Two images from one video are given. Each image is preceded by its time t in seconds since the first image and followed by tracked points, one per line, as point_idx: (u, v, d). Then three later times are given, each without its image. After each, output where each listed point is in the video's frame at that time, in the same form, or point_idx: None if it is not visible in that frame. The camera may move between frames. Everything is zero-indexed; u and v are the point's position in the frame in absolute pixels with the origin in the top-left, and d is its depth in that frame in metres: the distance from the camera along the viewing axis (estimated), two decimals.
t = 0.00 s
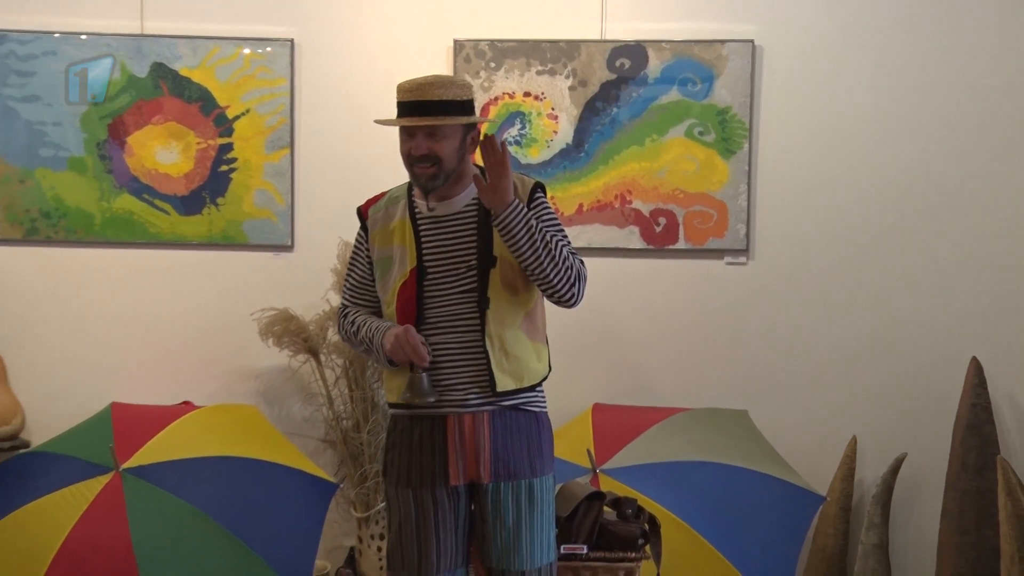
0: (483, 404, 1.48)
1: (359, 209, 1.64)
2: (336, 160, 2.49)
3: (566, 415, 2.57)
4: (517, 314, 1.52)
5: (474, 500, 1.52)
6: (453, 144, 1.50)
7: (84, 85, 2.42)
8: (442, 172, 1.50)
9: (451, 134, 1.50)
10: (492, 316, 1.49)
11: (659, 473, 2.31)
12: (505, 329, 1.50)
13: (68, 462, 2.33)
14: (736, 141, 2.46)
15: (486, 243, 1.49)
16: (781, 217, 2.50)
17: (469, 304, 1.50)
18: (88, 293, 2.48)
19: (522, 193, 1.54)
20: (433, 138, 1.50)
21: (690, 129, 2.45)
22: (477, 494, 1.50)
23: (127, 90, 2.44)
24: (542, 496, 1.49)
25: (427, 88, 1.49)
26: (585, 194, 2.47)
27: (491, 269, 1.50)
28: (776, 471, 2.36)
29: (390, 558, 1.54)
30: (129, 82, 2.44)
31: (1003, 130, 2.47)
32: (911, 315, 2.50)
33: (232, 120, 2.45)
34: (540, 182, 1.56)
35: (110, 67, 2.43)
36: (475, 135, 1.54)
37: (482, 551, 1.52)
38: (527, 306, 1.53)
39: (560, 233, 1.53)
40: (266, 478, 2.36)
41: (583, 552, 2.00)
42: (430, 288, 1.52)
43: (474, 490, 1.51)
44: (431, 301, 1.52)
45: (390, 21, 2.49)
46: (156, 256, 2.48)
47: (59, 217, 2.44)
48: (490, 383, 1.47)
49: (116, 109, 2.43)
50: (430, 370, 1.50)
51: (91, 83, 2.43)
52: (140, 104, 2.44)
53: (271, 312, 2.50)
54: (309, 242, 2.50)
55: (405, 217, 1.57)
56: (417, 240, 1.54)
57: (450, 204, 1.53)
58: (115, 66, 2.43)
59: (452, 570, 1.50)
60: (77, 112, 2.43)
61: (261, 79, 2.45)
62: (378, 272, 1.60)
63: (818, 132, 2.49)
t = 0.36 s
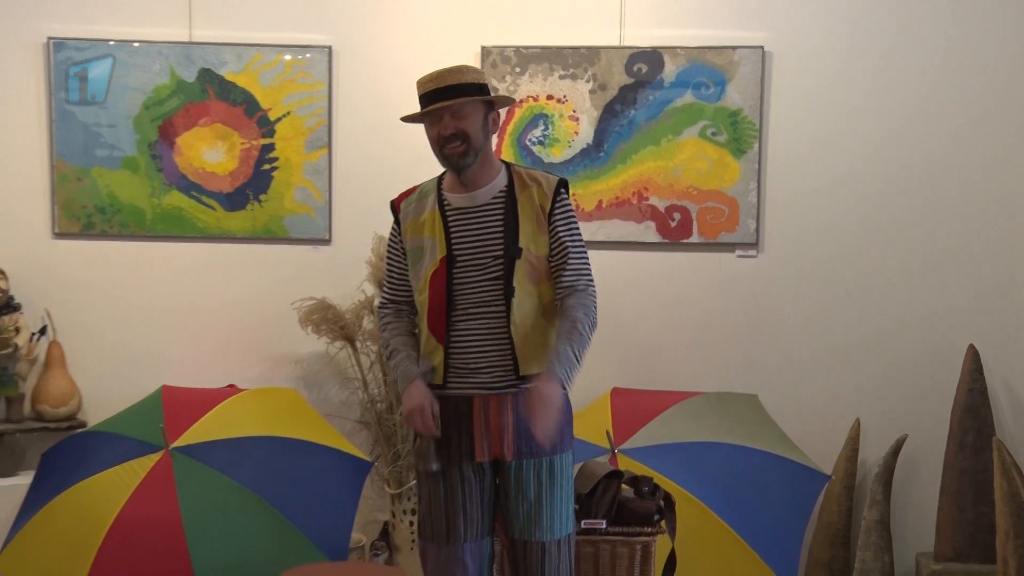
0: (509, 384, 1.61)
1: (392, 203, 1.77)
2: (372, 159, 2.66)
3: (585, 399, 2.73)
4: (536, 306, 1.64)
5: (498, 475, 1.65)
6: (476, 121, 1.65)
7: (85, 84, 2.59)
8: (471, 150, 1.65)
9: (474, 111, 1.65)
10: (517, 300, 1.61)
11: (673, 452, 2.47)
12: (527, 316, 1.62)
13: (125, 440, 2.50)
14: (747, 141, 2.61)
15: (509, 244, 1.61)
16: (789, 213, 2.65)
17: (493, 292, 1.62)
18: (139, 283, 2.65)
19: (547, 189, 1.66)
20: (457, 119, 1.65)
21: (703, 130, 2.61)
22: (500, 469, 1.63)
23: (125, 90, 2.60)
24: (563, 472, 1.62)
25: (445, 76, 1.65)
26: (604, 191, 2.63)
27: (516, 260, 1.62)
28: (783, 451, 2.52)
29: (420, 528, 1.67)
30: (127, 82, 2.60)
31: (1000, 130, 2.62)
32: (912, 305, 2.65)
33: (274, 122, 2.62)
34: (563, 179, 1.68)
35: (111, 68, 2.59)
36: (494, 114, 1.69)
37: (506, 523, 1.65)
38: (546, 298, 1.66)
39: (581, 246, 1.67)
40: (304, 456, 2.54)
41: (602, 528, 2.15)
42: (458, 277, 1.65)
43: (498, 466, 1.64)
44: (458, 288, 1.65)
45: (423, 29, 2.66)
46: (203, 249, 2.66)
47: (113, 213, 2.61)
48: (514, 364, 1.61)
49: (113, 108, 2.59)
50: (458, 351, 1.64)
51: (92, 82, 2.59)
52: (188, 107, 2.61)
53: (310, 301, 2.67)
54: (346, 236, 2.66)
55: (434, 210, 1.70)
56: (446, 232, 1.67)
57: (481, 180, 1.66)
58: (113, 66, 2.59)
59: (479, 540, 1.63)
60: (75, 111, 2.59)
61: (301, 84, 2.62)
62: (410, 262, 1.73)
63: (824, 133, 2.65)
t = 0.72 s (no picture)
0: (536, 373, 1.73)
1: (426, 205, 1.88)
2: (405, 154, 2.83)
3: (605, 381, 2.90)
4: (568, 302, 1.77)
5: (523, 453, 1.77)
6: (500, 131, 1.73)
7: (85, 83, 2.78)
8: (495, 158, 1.73)
9: (499, 121, 1.73)
10: (546, 304, 1.73)
11: (687, 431, 2.61)
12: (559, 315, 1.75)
13: (175, 418, 2.69)
14: (758, 138, 2.77)
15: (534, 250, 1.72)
16: (798, 206, 2.81)
17: (522, 289, 1.73)
18: (186, 271, 2.84)
19: (569, 196, 1.75)
20: (483, 128, 1.73)
21: (717, 128, 2.77)
22: (526, 446, 1.75)
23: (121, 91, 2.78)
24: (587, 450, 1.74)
25: (471, 87, 1.73)
26: (624, 185, 2.79)
27: (542, 265, 1.73)
28: (791, 429, 2.69)
29: (450, 502, 1.79)
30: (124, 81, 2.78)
31: (1000, 129, 2.76)
32: (915, 293, 2.80)
33: (313, 120, 2.79)
34: (585, 182, 1.77)
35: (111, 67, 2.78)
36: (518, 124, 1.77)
37: (530, 496, 1.77)
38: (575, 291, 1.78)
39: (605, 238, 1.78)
40: (340, 434, 2.71)
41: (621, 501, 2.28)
42: (489, 275, 1.76)
43: (523, 444, 1.76)
44: (489, 286, 1.76)
45: (453, 33, 2.82)
46: (246, 240, 2.83)
47: (163, 206, 2.80)
48: (543, 356, 1.73)
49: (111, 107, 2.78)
50: (488, 342, 1.76)
51: (92, 82, 2.78)
52: (233, 106, 2.78)
53: (347, 289, 2.84)
54: (380, 228, 2.84)
55: (464, 213, 1.81)
56: (477, 233, 1.78)
57: (503, 187, 1.75)
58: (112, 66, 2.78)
59: (505, 512, 1.76)
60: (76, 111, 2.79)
61: (339, 84, 2.79)
62: (444, 261, 1.84)
63: (832, 130, 2.80)
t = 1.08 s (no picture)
0: (553, 357, 1.79)
1: (455, 197, 1.92)
2: (434, 148, 3.01)
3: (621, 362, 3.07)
4: (584, 296, 1.83)
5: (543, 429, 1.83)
6: (532, 140, 1.77)
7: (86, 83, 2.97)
8: (525, 164, 1.77)
9: (531, 130, 1.77)
10: (563, 297, 1.79)
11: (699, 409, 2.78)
12: (575, 307, 1.81)
13: (220, 396, 2.89)
14: (767, 133, 2.93)
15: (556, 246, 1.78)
16: (804, 196, 2.98)
17: (543, 281, 1.80)
18: (229, 258, 3.03)
19: (590, 196, 1.80)
20: (514, 136, 1.77)
21: (728, 124, 2.93)
22: (546, 422, 1.82)
23: (120, 91, 2.98)
24: (603, 426, 1.81)
25: (505, 96, 1.77)
26: (640, 177, 2.96)
27: (562, 261, 1.79)
28: (796, 407, 2.87)
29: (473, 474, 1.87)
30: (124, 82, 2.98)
31: (998, 124, 2.92)
32: (916, 280, 2.97)
33: (348, 116, 2.97)
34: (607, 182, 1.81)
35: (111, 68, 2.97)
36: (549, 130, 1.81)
37: (550, 470, 1.84)
38: (592, 285, 1.83)
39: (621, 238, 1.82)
40: (373, 411, 2.91)
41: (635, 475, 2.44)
42: (512, 267, 1.82)
43: (543, 420, 1.82)
44: (513, 277, 1.82)
45: (480, 34, 2.99)
46: (285, 228, 3.02)
47: (207, 197, 2.98)
48: (563, 345, 1.80)
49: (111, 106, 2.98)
50: (509, 327, 1.83)
51: (91, 82, 2.97)
52: (273, 103, 2.96)
53: (379, 275, 3.03)
54: (411, 217, 3.02)
55: (491, 208, 1.85)
56: (503, 228, 1.83)
57: (530, 192, 1.80)
58: (111, 66, 2.97)
59: (527, 484, 1.83)
60: (76, 108, 2.98)
61: (372, 82, 2.97)
62: (471, 252, 1.90)
63: (837, 125, 2.96)
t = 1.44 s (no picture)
0: (571, 340, 1.98)
1: (479, 188, 2.09)
2: (458, 142, 3.20)
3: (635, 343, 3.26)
4: (601, 281, 2.00)
5: (563, 406, 2.03)
6: (551, 137, 1.95)
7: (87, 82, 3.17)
8: (545, 160, 1.95)
9: (551, 128, 1.94)
10: (582, 285, 1.97)
11: (707, 387, 2.96)
12: (592, 293, 1.99)
13: (260, 374, 3.09)
14: (773, 128, 3.10)
15: (574, 237, 1.95)
16: (809, 188, 3.15)
17: (563, 269, 1.98)
18: (267, 245, 3.23)
19: (607, 189, 1.96)
20: (536, 134, 1.95)
21: (736, 119, 3.10)
22: (565, 401, 2.01)
23: (119, 91, 3.18)
24: (619, 406, 2.01)
25: (527, 96, 1.95)
26: (653, 169, 3.14)
27: (580, 251, 1.96)
28: (799, 386, 3.05)
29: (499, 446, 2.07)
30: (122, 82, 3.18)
31: (995, 119, 3.07)
32: (915, 267, 3.13)
33: (379, 112, 3.16)
34: (622, 175, 1.97)
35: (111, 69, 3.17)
36: (567, 129, 1.99)
37: (569, 444, 2.04)
38: (609, 271, 2.00)
39: (637, 226, 1.99)
40: (402, 389, 3.10)
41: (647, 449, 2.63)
42: (534, 256, 2.00)
43: (563, 398, 2.02)
44: (535, 265, 2.00)
45: (502, 35, 3.17)
46: (319, 217, 3.22)
47: (247, 188, 3.18)
48: (580, 328, 1.98)
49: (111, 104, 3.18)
50: (533, 311, 2.01)
51: (91, 81, 3.17)
52: (308, 100, 3.16)
53: (407, 261, 3.23)
54: (437, 208, 3.22)
55: (514, 200, 2.02)
56: (525, 219, 2.00)
57: (549, 184, 1.97)
58: (111, 65, 3.17)
59: (547, 458, 2.04)
60: (77, 108, 3.18)
61: (401, 80, 3.16)
62: (495, 241, 2.07)
63: (839, 120, 3.13)
